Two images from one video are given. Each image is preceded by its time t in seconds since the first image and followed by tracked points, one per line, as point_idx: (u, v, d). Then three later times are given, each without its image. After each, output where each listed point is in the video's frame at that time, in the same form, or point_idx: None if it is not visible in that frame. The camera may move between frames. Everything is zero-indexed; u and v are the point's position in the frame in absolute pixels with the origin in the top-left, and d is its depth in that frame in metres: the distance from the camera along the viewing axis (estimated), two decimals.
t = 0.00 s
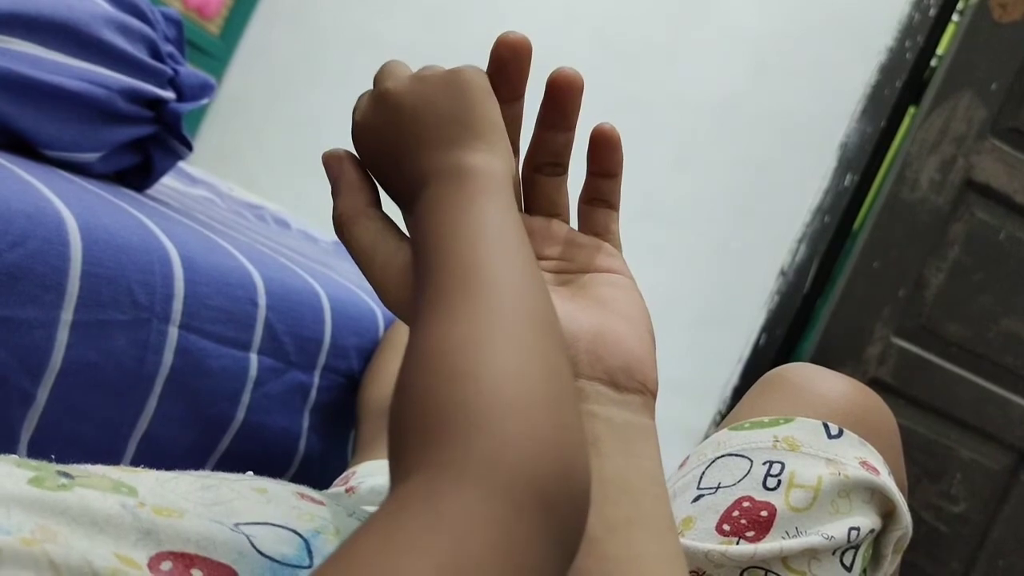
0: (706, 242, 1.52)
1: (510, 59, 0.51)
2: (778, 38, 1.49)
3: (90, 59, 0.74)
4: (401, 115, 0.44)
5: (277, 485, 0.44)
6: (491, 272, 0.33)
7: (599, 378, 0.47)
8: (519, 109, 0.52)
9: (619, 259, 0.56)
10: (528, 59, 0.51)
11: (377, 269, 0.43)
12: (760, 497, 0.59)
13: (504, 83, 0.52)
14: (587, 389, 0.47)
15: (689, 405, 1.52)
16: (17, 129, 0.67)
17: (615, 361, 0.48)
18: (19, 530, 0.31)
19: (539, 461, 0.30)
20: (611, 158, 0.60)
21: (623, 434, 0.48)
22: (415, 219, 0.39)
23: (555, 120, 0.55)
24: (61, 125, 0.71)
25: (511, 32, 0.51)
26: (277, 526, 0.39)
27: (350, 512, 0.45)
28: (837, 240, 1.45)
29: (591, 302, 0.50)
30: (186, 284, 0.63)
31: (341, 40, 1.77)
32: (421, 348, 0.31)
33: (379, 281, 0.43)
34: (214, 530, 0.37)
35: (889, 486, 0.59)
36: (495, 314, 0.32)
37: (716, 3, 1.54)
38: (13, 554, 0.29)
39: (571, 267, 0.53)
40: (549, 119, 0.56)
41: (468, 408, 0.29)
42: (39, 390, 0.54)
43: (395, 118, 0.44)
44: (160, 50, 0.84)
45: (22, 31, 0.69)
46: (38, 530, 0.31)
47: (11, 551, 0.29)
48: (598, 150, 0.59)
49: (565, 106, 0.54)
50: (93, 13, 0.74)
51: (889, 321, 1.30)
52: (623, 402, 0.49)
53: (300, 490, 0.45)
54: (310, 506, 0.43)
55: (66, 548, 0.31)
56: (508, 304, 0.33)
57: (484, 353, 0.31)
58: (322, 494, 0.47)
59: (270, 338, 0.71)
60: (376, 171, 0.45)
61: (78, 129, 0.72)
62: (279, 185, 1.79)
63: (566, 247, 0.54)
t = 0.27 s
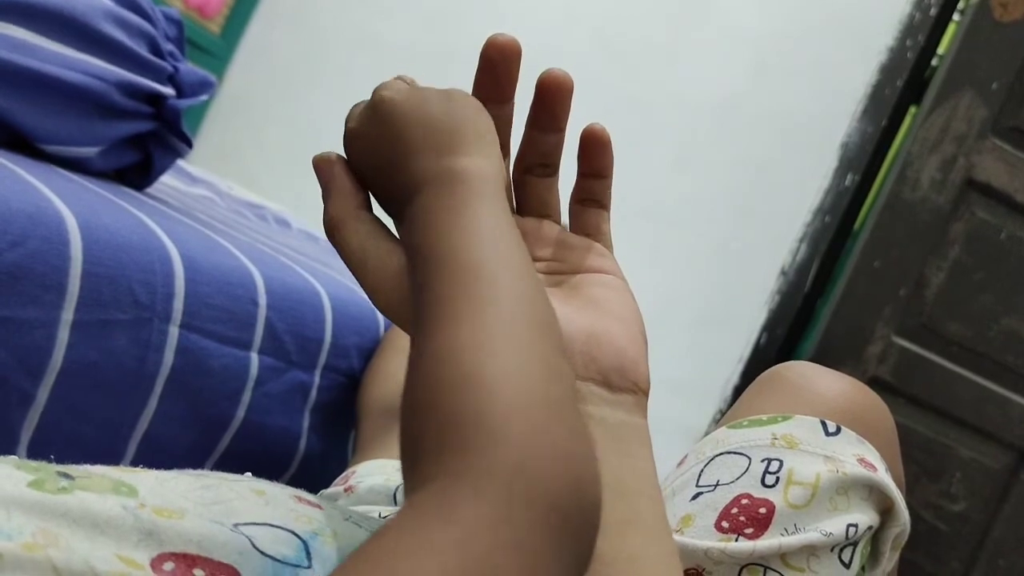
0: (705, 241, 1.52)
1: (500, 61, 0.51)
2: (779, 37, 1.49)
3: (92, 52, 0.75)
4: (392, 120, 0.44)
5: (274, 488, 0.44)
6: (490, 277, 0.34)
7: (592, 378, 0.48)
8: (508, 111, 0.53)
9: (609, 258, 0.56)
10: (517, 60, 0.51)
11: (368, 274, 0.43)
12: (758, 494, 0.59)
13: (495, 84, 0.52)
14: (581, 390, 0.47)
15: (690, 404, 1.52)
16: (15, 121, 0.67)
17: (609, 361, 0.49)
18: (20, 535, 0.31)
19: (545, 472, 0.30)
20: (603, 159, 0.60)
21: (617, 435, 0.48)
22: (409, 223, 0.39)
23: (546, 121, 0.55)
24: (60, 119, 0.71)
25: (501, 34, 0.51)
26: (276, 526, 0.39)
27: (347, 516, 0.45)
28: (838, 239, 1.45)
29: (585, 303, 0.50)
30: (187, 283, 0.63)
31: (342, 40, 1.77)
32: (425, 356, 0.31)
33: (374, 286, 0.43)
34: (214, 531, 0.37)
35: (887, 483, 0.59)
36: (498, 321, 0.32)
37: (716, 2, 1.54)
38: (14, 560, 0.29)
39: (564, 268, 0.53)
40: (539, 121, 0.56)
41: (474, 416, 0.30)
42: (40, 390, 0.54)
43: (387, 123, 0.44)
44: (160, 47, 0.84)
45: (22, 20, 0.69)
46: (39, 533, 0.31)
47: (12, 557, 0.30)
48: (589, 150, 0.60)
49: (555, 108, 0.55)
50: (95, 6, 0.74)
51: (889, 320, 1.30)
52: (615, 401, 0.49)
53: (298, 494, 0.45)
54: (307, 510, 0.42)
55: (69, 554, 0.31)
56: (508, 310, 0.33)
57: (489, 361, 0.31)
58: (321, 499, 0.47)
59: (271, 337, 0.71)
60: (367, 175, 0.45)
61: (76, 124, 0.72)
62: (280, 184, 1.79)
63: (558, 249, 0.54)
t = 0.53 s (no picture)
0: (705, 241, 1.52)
1: (500, 53, 0.51)
2: (779, 36, 1.49)
3: (94, 48, 0.75)
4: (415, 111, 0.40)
5: (279, 488, 0.44)
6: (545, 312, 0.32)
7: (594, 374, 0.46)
8: (509, 102, 0.53)
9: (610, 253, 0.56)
10: (518, 53, 0.51)
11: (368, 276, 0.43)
12: (755, 490, 0.59)
13: (496, 76, 0.52)
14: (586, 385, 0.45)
15: (693, 402, 1.53)
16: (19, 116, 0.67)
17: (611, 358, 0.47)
18: (30, 543, 0.31)
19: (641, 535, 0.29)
20: (604, 154, 0.60)
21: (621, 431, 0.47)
22: (438, 239, 0.36)
23: (548, 114, 0.55)
24: (62, 115, 0.71)
25: (504, 25, 0.50)
26: (282, 531, 0.40)
27: (350, 517, 0.45)
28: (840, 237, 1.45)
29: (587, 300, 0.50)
30: (187, 283, 0.63)
31: (342, 40, 1.77)
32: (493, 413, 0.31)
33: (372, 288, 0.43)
34: (220, 542, 0.37)
35: (883, 478, 0.59)
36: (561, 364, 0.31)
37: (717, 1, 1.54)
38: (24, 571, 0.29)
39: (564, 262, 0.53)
40: (541, 114, 0.56)
41: (559, 478, 0.29)
42: (41, 389, 0.54)
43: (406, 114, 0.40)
44: (159, 44, 0.84)
45: (24, 13, 0.69)
46: (49, 542, 0.31)
47: (22, 567, 0.29)
48: (591, 145, 0.60)
49: (557, 101, 0.55)
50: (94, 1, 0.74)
51: (890, 319, 1.30)
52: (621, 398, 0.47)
53: (303, 495, 0.45)
54: (311, 513, 0.43)
55: (79, 565, 0.31)
56: (568, 350, 0.31)
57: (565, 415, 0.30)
58: (323, 499, 0.47)
59: (271, 336, 0.71)
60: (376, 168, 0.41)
61: (77, 120, 0.72)
62: (281, 183, 1.80)
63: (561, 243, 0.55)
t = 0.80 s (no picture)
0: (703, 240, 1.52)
1: (513, 52, 0.50)
2: (779, 35, 1.49)
3: (92, 44, 0.75)
4: (404, 179, 0.40)
5: (277, 489, 0.43)
6: (539, 393, 0.36)
7: (601, 373, 0.46)
8: (519, 102, 0.53)
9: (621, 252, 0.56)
10: (530, 53, 0.50)
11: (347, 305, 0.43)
12: (754, 488, 0.59)
13: (509, 77, 0.52)
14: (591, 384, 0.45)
15: (692, 403, 1.52)
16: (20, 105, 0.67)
17: (616, 358, 0.47)
18: (29, 552, 0.31)
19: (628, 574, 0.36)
20: (615, 154, 0.60)
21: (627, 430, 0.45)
22: (421, 321, 0.37)
23: (561, 114, 0.55)
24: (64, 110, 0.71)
25: (516, 24, 0.50)
26: (283, 533, 0.38)
27: (352, 514, 0.44)
28: (839, 236, 1.45)
29: (591, 296, 0.50)
30: (186, 281, 0.62)
31: (341, 39, 1.76)
32: (496, 491, 0.35)
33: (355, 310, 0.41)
34: (220, 549, 0.36)
35: (881, 476, 0.60)
36: (557, 438, 0.36)
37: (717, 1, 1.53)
38: None
39: (572, 261, 0.53)
40: (551, 113, 0.56)
41: (561, 547, 0.35)
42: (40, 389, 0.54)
43: (393, 180, 0.40)
44: (156, 42, 0.84)
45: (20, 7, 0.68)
46: (48, 551, 0.32)
47: None
48: (603, 144, 0.60)
49: (568, 100, 0.55)
50: None
51: (889, 318, 1.30)
52: (626, 398, 0.47)
53: (300, 493, 0.44)
54: (312, 511, 0.42)
55: (78, 574, 0.31)
56: (561, 423, 0.36)
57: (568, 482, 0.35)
58: (320, 496, 0.47)
59: (271, 335, 0.71)
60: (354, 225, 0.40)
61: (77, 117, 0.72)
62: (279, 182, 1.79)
63: (569, 241, 0.54)
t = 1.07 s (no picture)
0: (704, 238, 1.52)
1: (516, 50, 0.50)
2: (784, 32, 1.48)
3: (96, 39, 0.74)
4: (445, 196, 0.34)
5: (281, 479, 0.42)
6: (579, 455, 0.31)
7: (604, 368, 0.45)
8: (521, 98, 0.53)
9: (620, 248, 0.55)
10: (531, 48, 0.50)
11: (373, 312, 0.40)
12: (776, 488, 0.57)
13: (507, 73, 0.51)
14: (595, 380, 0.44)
15: (694, 400, 1.52)
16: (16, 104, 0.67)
17: (620, 351, 0.46)
18: (32, 537, 0.30)
19: None
20: (613, 149, 0.59)
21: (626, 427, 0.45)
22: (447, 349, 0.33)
23: (561, 108, 0.55)
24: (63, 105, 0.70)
25: (517, 20, 0.49)
26: (284, 523, 0.37)
27: (353, 506, 0.43)
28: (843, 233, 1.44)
29: (596, 292, 0.49)
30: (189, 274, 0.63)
31: (343, 35, 1.76)
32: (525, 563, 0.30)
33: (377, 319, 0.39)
34: (222, 539, 0.35)
35: (905, 480, 0.57)
36: (599, 508, 0.31)
37: None
38: (24, 568, 0.28)
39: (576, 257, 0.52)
40: (551, 109, 0.55)
41: None
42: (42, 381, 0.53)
43: (433, 195, 0.34)
44: (158, 36, 0.83)
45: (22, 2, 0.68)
46: (51, 537, 0.30)
47: (23, 564, 0.28)
48: (602, 140, 0.59)
49: (568, 94, 0.54)
50: None
51: (892, 315, 1.30)
52: (627, 393, 0.46)
53: (303, 485, 0.43)
54: (314, 502, 0.41)
55: (81, 561, 0.30)
56: (603, 492, 0.31)
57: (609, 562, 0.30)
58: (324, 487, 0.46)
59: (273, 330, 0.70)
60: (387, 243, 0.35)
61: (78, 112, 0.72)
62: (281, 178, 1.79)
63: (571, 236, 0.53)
